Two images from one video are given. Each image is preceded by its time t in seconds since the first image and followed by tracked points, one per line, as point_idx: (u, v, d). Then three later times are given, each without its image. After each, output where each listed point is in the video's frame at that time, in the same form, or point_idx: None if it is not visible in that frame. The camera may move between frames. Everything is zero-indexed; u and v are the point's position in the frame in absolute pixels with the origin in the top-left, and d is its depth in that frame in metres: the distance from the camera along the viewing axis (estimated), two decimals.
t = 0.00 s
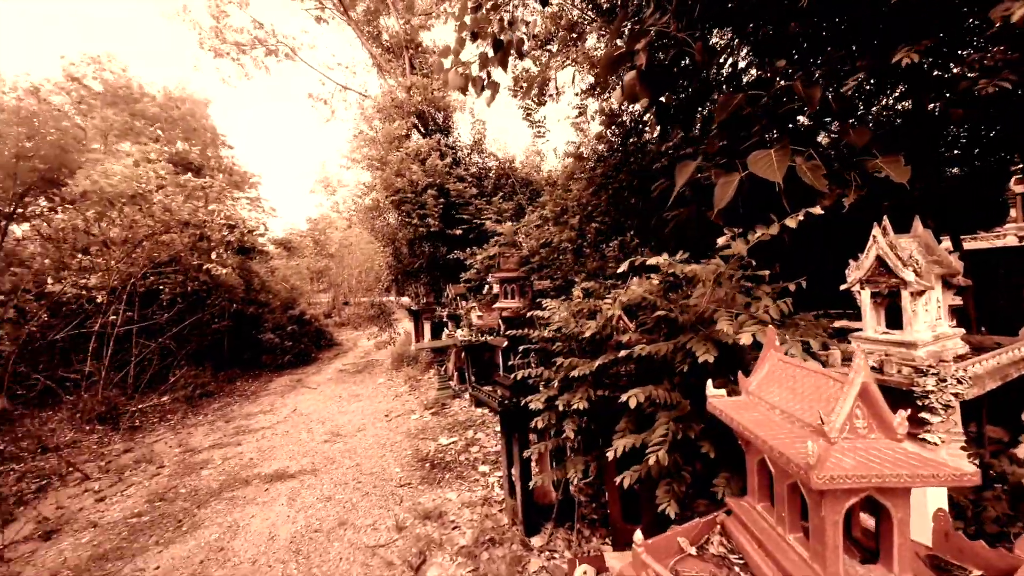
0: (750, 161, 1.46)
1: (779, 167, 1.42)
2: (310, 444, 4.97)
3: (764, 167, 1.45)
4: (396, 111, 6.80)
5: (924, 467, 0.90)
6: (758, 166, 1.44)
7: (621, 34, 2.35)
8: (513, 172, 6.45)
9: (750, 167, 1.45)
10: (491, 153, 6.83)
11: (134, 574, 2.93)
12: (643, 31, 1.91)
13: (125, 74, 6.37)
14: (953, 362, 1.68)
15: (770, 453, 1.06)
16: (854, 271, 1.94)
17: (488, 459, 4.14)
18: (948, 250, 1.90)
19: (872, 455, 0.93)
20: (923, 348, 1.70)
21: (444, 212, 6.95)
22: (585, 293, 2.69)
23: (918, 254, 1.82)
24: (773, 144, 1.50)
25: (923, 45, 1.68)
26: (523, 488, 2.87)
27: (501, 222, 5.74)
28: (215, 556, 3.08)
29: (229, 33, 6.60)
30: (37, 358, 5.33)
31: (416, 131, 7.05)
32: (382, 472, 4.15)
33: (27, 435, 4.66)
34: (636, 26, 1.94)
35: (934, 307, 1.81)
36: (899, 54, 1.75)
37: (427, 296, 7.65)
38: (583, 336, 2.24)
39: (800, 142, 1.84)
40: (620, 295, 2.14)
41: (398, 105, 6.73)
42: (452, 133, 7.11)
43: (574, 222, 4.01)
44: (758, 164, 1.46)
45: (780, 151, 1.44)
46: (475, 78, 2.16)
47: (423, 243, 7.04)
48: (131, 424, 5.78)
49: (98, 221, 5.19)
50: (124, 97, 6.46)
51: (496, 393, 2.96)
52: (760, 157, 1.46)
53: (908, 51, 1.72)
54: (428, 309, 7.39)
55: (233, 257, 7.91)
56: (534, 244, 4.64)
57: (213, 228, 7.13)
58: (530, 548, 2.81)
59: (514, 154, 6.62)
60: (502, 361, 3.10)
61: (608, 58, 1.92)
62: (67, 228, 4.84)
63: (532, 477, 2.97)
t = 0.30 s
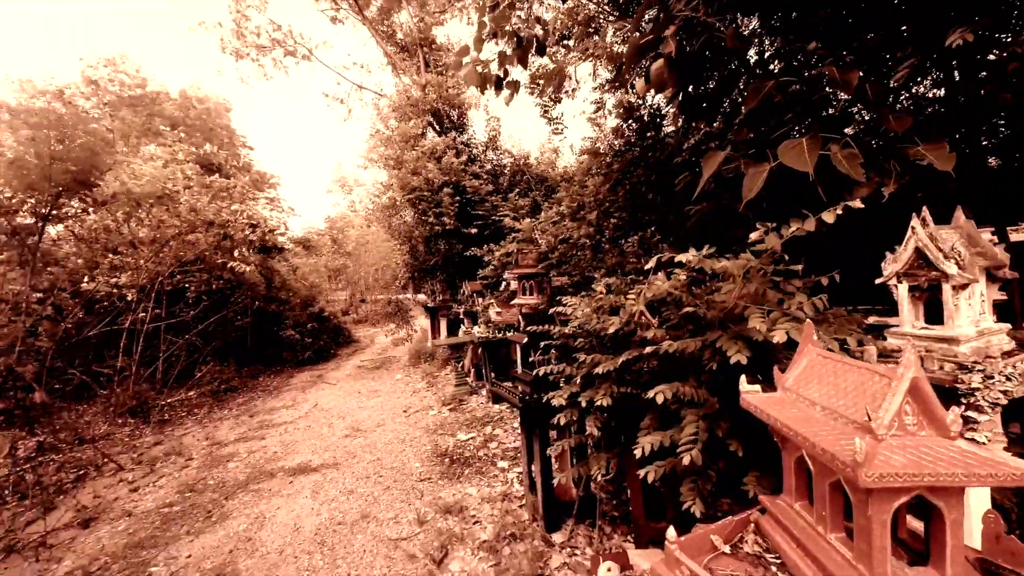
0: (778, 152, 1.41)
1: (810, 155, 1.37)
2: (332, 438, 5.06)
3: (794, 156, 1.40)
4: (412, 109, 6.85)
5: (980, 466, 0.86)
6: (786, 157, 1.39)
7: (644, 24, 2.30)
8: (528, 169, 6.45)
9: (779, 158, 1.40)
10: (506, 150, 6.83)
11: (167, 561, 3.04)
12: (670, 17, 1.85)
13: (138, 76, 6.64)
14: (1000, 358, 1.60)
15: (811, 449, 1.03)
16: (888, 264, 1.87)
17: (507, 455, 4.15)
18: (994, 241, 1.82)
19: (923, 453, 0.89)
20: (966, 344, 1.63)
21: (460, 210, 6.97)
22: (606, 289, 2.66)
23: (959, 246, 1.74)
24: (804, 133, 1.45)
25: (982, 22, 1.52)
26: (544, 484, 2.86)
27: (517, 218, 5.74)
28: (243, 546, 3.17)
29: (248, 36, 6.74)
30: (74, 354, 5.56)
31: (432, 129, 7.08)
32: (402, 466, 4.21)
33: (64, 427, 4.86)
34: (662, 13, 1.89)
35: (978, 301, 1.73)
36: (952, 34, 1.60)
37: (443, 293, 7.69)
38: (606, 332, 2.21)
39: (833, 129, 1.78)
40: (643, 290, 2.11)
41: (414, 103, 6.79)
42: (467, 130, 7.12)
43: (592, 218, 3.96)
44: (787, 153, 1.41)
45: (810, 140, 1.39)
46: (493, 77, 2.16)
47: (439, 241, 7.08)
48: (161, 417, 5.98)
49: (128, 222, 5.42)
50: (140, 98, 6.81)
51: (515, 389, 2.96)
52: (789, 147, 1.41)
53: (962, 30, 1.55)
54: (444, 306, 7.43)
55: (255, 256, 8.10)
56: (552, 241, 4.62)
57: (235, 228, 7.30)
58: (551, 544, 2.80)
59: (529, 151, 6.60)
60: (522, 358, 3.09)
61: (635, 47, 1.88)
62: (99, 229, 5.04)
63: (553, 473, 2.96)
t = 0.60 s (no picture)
0: (820, 141, 1.37)
1: (854, 146, 1.33)
2: (352, 434, 5.14)
3: (837, 147, 1.35)
4: (427, 108, 6.88)
5: None
6: (828, 147, 1.35)
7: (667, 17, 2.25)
8: (544, 165, 6.41)
9: (820, 148, 1.36)
10: (521, 147, 6.80)
11: (198, 551, 3.13)
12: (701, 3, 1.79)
13: (152, 77, 6.69)
14: None
15: (856, 450, 1.00)
16: (927, 259, 1.78)
17: (525, 452, 4.14)
18: None
19: (979, 454, 0.85)
20: (1014, 343, 1.54)
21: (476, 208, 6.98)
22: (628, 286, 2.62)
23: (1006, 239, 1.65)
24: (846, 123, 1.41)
25: None
26: (564, 482, 2.85)
27: (533, 216, 5.72)
28: (270, 537, 3.24)
29: (265, 41, 6.88)
30: (106, 351, 5.77)
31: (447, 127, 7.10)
32: (421, 462, 4.25)
33: (98, 420, 5.05)
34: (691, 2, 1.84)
35: None
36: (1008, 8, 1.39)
37: (459, 291, 7.72)
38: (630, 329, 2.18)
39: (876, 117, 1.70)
40: (668, 287, 2.07)
41: (429, 101, 6.82)
42: (482, 128, 7.11)
43: (610, 214, 3.92)
44: (829, 143, 1.36)
45: (855, 129, 1.35)
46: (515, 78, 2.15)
47: (455, 239, 7.11)
48: (188, 412, 6.17)
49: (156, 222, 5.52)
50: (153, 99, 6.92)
51: (535, 387, 2.95)
52: (832, 137, 1.37)
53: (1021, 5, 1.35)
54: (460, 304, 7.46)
55: (275, 255, 8.27)
56: (569, 238, 4.59)
57: (256, 227, 7.46)
58: (572, 542, 2.79)
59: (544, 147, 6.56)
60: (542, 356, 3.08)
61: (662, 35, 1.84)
62: (128, 229, 5.10)
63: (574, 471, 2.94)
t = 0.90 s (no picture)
0: (865, 127, 1.34)
1: (903, 133, 1.27)
2: (370, 431, 5.22)
3: (884, 133, 1.31)
4: (442, 107, 6.92)
5: None
6: (875, 132, 1.32)
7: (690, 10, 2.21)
8: (558, 163, 6.39)
9: (866, 132, 1.33)
10: (536, 145, 6.78)
11: (225, 543, 3.22)
12: None
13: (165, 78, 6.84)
14: None
15: (902, 454, 0.96)
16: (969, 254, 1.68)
17: (543, 451, 4.14)
18: None
19: None
20: None
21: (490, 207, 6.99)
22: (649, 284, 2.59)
23: None
24: (893, 110, 1.36)
25: None
26: (584, 482, 2.84)
27: (549, 214, 5.70)
28: (293, 531, 3.31)
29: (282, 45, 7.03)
30: (136, 348, 5.97)
31: (461, 127, 7.12)
32: (439, 459, 4.29)
33: (129, 415, 5.23)
34: None
35: None
36: None
37: (474, 290, 7.75)
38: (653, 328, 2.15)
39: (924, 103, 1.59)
40: (693, 286, 2.03)
41: (445, 100, 6.86)
42: (497, 126, 7.11)
43: (628, 212, 3.88)
44: (875, 130, 1.33)
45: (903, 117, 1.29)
46: (534, 80, 2.14)
47: (470, 238, 7.13)
48: (212, 407, 6.35)
49: (180, 223, 5.88)
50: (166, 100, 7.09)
51: (554, 387, 2.93)
52: (879, 122, 1.33)
53: None
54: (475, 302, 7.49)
55: (294, 254, 8.43)
56: (586, 236, 4.55)
57: (276, 227, 7.63)
58: (592, 542, 2.78)
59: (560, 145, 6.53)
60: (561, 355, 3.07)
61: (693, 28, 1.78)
62: (154, 229, 5.50)
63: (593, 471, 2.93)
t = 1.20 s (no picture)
0: (902, 119, 1.32)
1: (943, 124, 1.24)
2: (386, 428, 5.28)
3: (923, 125, 1.29)
4: (455, 107, 6.96)
5: None
6: (912, 124, 1.30)
7: (710, 6, 2.18)
8: (571, 162, 6.37)
9: (902, 125, 1.31)
10: (549, 144, 6.75)
11: (248, 537, 3.30)
12: None
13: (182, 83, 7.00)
14: None
15: (938, 456, 0.94)
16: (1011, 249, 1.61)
17: (558, 450, 4.13)
18: None
19: None
20: None
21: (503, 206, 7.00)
22: (666, 283, 2.56)
23: None
24: (932, 101, 1.34)
25: None
26: (601, 482, 2.83)
27: (562, 213, 5.69)
28: (313, 526, 3.38)
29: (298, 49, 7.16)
30: (160, 346, 6.15)
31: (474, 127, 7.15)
32: (454, 457, 4.32)
33: (153, 411, 5.39)
34: None
35: None
36: None
37: (487, 289, 7.78)
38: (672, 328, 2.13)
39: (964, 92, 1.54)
40: (713, 284, 2.01)
41: (457, 101, 6.89)
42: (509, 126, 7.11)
43: (644, 210, 3.84)
44: (912, 123, 1.30)
45: (941, 107, 1.26)
46: (552, 80, 2.14)
47: (483, 237, 7.16)
48: (233, 404, 6.51)
49: (200, 224, 6.05)
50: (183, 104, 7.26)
51: (570, 386, 2.93)
52: (916, 115, 1.30)
53: None
54: (488, 301, 7.52)
55: (311, 254, 8.57)
56: (601, 235, 4.53)
57: (293, 227, 7.76)
58: (610, 542, 2.76)
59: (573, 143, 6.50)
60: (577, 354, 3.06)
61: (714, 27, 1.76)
62: (176, 231, 5.57)
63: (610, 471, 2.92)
